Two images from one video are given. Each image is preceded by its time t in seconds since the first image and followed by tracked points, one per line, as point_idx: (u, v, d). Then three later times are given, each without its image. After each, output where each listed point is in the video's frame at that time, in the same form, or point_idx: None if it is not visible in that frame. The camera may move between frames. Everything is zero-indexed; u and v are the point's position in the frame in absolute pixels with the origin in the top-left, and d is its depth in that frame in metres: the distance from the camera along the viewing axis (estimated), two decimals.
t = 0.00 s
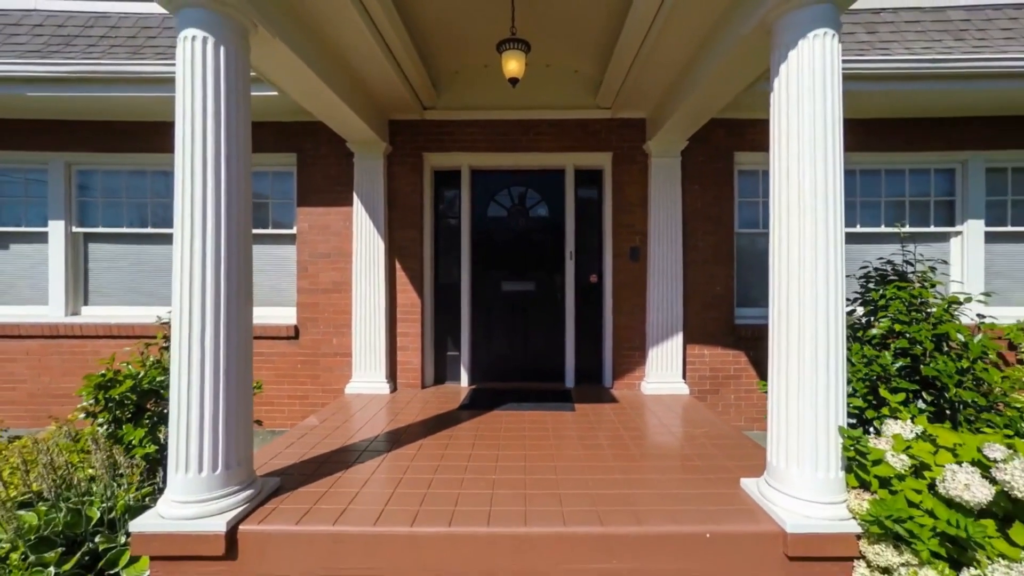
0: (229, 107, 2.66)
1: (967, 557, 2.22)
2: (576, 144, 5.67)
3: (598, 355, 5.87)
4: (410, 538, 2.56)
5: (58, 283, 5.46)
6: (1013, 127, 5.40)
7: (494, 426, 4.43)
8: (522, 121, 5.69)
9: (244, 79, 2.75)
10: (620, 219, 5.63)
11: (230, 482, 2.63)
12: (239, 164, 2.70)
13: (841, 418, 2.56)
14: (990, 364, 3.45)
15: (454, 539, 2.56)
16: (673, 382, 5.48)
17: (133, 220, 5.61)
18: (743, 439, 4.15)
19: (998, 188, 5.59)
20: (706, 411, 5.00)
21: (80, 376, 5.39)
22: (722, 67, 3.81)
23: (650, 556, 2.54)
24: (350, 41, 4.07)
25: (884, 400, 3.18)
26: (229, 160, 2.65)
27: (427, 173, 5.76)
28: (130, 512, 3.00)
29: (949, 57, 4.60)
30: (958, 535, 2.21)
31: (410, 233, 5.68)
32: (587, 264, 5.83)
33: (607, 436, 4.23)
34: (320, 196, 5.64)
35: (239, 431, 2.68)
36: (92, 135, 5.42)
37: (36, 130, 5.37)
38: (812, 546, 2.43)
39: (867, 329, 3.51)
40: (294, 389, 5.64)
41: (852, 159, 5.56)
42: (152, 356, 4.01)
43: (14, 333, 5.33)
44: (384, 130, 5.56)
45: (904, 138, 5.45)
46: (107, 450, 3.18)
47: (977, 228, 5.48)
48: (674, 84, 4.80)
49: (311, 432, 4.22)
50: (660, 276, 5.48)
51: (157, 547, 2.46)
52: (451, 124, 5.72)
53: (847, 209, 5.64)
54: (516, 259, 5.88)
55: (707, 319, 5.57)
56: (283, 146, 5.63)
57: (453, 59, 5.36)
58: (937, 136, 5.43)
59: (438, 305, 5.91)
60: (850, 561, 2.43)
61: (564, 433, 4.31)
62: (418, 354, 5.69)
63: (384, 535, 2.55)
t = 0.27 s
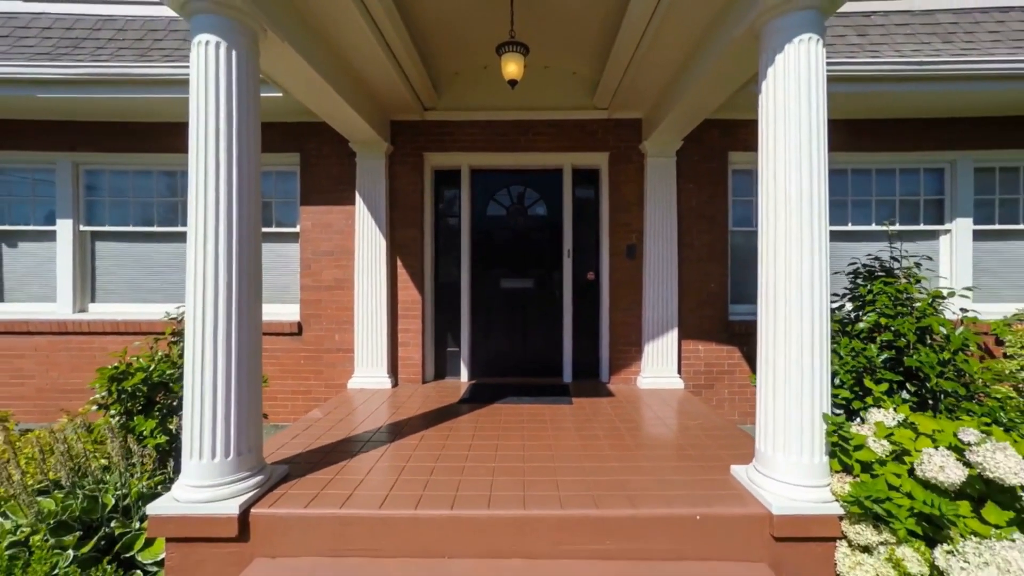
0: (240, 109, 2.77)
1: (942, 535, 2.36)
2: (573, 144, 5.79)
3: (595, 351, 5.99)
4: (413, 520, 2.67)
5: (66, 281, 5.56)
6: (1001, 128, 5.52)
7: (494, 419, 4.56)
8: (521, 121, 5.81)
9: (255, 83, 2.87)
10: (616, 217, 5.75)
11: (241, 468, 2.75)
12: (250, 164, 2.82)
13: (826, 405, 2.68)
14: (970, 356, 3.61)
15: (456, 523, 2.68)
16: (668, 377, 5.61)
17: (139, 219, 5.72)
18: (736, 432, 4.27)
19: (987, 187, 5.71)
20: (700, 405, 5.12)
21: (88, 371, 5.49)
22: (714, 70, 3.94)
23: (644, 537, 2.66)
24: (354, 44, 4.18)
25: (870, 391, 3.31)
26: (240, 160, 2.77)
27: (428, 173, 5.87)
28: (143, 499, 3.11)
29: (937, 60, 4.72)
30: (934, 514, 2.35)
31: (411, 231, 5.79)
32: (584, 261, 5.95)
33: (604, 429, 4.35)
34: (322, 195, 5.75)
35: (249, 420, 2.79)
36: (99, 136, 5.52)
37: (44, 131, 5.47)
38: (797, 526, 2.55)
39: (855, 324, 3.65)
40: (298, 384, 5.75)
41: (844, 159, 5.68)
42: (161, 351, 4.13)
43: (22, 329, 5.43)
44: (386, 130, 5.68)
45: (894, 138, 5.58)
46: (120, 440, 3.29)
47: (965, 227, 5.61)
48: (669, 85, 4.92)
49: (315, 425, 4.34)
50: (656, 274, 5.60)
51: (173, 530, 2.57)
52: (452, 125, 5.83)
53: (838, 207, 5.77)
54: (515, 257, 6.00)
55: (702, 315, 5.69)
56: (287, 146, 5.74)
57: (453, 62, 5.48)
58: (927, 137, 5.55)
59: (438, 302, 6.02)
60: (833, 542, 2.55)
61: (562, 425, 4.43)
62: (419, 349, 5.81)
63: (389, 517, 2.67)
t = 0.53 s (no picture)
0: (251, 111, 2.91)
1: (920, 514, 2.48)
2: (572, 144, 5.92)
3: (593, 346, 6.11)
4: (418, 503, 2.80)
5: (75, 278, 5.68)
6: (989, 128, 5.64)
7: (493, 411, 4.68)
8: (520, 122, 5.94)
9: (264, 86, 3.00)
10: (614, 216, 5.88)
11: (253, 454, 2.88)
12: (261, 163, 2.95)
13: (812, 394, 2.81)
14: (955, 349, 3.72)
15: (458, 506, 2.81)
16: (664, 371, 5.74)
17: (146, 218, 5.84)
18: (729, 424, 4.40)
19: (977, 187, 5.83)
20: (695, 399, 5.25)
21: (96, 367, 5.61)
22: (706, 74, 4.06)
23: (637, 519, 2.80)
24: (357, 49, 4.31)
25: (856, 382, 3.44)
26: (251, 160, 2.90)
27: (429, 172, 6.00)
28: (156, 488, 3.24)
29: (926, 62, 4.85)
30: (911, 494, 2.47)
31: (413, 230, 5.92)
32: (582, 259, 6.07)
33: (601, 421, 4.48)
34: (326, 194, 5.88)
35: (259, 409, 2.92)
36: (107, 136, 5.63)
37: (54, 132, 5.59)
38: (783, 508, 2.69)
39: (843, 318, 3.79)
40: (302, 379, 5.88)
41: (837, 159, 5.80)
42: (171, 345, 4.26)
43: (33, 326, 5.54)
44: (388, 131, 5.80)
45: (885, 138, 5.70)
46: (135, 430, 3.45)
47: (955, 225, 5.74)
48: (664, 87, 5.04)
49: (319, 417, 4.46)
50: (652, 271, 5.73)
51: (190, 511, 2.71)
52: (453, 126, 5.96)
53: (830, 206, 5.89)
54: (514, 254, 6.12)
55: (698, 311, 5.82)
56: (291, 146, 5.86)
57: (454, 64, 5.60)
58: (918, 137, 5.67)
59: (439, 299, 6.15)
60: (817, 524, 2.68)
61: (560, 418, 4.56)
62: (420, 345, 5.93)
63: (394, 501, 2.80)
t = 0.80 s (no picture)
0: (262, 114, 3.05)
1: (899, 497, 2.61)
2: (570, 144, 6.05)
3: (591, 342, 6.25)
4: (422, 488, 2.93)
5: (86, 275, 5.82)
6: (981, 128, 5.73)
7: (493, 405, 4.82)
8: (520, 123, 6.07)
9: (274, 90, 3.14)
10: (611, 214, 6.01)
11: (265, 441, 3.02)
12: (272, 163, 3.09)
13: (798, 383, 2.94)
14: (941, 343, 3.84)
15: (461, 490, 2.94)
16: (660, 366, 5.87)
17: (155, 216, 5.97)
18: (723, 417, 4.53)
19: (968, 186, 5.93)
20: (691, 393, 5.38)
21: (106, 362, 5.74)
22: (699, 77, 4.19)
23: (632, 504, 2.93)
24: (361, 53, 4.44)
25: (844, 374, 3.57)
26: (263, 160, 3.04)
27: (431, 172, 6.13)
28: (171, 475, 3.39)
29: (916, 65, 4.97)
30: (889, 477, 2.60)
31: (416, 228, 6.05)
32: (581, 257, 6.20)
33: (599, 414, 4.61)
34: (330, 193, 6.01)
35: (271, 399, 3.05)
36: (117, 137, 5.76)
37: (65, 133, 5.72)
38: (770, 493, 2.81)
39: (833, 314, 3.92)
40: (307, 373, 6.01)
41: (831, 159, 5.92)
42: (182, 340, 4.40)
43: (45, 322, 5.68)
44: (391, 132, 5.93)
45: (878, 138, 5.80)
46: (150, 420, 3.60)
47: (946, 223, 5.86)
48: (660, 89, 5.16)
49: (324, 410, 4.60)
50: (649, 268, 5.86)
51: (206, 494, 2.86)
52: (454, 126, 6.09)
53: (824, 205, 6.01)
54: (514, 252, 6.25)
55: (694, 308, 5.95)
56: (296, 147, 6.00)
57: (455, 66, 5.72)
58: (910, 137, 5.78)
59: (440, 296, 6.28)
60: (803, 507, 2.81)
61: (559, 411, 4.69)
62: (422, 341, 6.07)
63: (399, 486, 2.93)
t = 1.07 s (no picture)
0: (274, 116, 3.19)
1: (879, 481, 2.75)
2: (570, 144, 6.18)
3: (590, 338, 6.38)
4: (427, 473, 3.07)
5: (97, 273, 5.97)
6: (973, 128, 5.83)
7: (494, 398, 4.96)
8: (521, 123, 6.21)
9: (285, 93, 3.28)
10: (610, 213, 6.15)
11: (276, 429, 3.17)
12: (283, 163, 3.24)
13: (786, 373, 3.08)
14: (926, 338, 3.98)
15: (464, 476, 3.08)
16: (657, 362, 6.01)
17: (164, 215, 6.12)
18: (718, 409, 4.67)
19: (959, 185, 6.05)
20: (687, 387, 5.52)
21: (117, 357, 5.89)
22: (693, 80, 4.31)
23: (627, 489, 3.07)
24: (366, 57, 4.57)
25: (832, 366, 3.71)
26: (274, 161, 3.19)
27: (433, 172, 6.27)
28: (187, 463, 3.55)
29: (906, 67, 5.09)
30: (870, 462, 2.74)
31: (419, 227, 6.20)
32: (580, 255, 6.34)
33: (597, 407, 4.75)
34: (335, 192, 6.15)
35: (283, 387, 3.20)
36: (126, 138, 5.90)
37: (76, 133, 5.85)
38: (759, 478, 2.95)
39: (823, 309, 4.06)
40: (312, 368, 6.16)
41: (825, 159, 6.04)
42: (193, 335, 4.55)
43: (57, 318, 5.83)
44: (395, 133, 6.07)
45: (872, 138, 5.91)
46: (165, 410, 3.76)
47: (937, 222, 5.98)
48: (657, 91, 5.29)
49: (330, 402, 4.75)
50: (646, 266, 5.99)
51: (222, 478, 3.01)
52: (456, 127, 6.23)
53: (818, 204, 6.14)
54: (514, 250, 6.39)
55: (690, 304, 6.09)
56: (301, 147, 6.14)
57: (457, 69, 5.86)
58: (903, 138, 5.89)
59: (443, 293, 6.42)
60: (790, 492, 2.95)
61: (558, 404, 4.84)
62: (425, 337, 6.22)
63: (405, 472, 3.08)
